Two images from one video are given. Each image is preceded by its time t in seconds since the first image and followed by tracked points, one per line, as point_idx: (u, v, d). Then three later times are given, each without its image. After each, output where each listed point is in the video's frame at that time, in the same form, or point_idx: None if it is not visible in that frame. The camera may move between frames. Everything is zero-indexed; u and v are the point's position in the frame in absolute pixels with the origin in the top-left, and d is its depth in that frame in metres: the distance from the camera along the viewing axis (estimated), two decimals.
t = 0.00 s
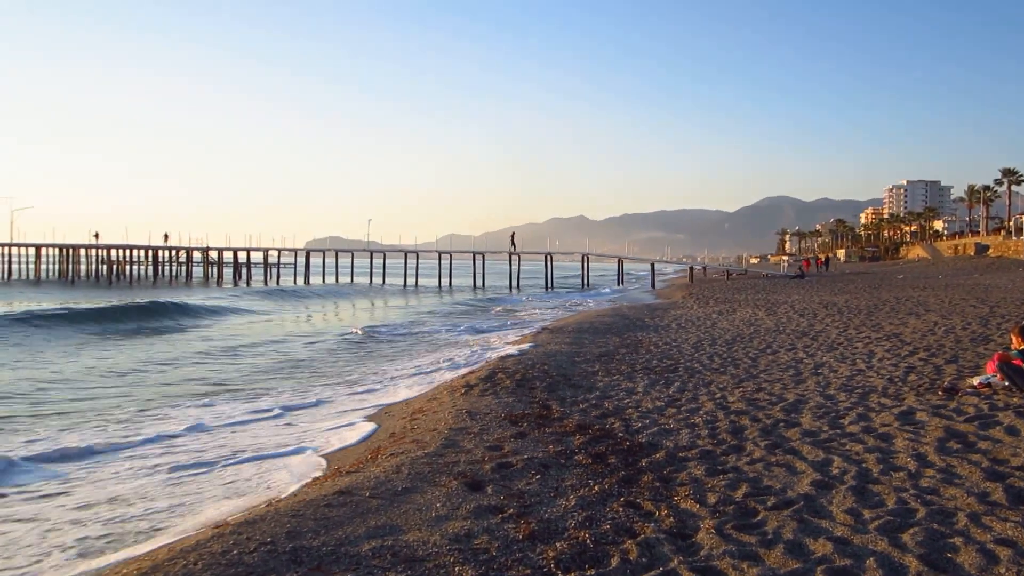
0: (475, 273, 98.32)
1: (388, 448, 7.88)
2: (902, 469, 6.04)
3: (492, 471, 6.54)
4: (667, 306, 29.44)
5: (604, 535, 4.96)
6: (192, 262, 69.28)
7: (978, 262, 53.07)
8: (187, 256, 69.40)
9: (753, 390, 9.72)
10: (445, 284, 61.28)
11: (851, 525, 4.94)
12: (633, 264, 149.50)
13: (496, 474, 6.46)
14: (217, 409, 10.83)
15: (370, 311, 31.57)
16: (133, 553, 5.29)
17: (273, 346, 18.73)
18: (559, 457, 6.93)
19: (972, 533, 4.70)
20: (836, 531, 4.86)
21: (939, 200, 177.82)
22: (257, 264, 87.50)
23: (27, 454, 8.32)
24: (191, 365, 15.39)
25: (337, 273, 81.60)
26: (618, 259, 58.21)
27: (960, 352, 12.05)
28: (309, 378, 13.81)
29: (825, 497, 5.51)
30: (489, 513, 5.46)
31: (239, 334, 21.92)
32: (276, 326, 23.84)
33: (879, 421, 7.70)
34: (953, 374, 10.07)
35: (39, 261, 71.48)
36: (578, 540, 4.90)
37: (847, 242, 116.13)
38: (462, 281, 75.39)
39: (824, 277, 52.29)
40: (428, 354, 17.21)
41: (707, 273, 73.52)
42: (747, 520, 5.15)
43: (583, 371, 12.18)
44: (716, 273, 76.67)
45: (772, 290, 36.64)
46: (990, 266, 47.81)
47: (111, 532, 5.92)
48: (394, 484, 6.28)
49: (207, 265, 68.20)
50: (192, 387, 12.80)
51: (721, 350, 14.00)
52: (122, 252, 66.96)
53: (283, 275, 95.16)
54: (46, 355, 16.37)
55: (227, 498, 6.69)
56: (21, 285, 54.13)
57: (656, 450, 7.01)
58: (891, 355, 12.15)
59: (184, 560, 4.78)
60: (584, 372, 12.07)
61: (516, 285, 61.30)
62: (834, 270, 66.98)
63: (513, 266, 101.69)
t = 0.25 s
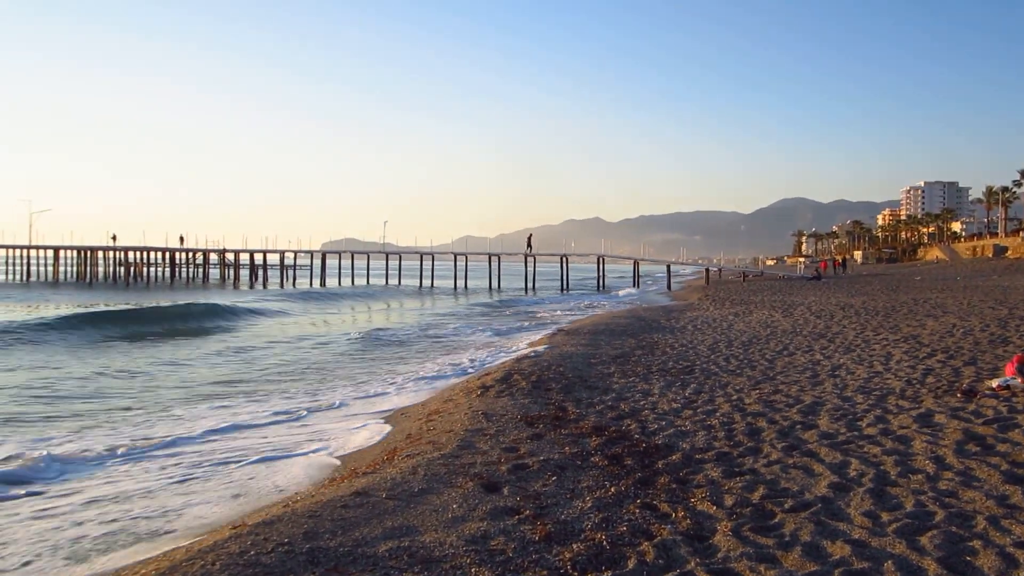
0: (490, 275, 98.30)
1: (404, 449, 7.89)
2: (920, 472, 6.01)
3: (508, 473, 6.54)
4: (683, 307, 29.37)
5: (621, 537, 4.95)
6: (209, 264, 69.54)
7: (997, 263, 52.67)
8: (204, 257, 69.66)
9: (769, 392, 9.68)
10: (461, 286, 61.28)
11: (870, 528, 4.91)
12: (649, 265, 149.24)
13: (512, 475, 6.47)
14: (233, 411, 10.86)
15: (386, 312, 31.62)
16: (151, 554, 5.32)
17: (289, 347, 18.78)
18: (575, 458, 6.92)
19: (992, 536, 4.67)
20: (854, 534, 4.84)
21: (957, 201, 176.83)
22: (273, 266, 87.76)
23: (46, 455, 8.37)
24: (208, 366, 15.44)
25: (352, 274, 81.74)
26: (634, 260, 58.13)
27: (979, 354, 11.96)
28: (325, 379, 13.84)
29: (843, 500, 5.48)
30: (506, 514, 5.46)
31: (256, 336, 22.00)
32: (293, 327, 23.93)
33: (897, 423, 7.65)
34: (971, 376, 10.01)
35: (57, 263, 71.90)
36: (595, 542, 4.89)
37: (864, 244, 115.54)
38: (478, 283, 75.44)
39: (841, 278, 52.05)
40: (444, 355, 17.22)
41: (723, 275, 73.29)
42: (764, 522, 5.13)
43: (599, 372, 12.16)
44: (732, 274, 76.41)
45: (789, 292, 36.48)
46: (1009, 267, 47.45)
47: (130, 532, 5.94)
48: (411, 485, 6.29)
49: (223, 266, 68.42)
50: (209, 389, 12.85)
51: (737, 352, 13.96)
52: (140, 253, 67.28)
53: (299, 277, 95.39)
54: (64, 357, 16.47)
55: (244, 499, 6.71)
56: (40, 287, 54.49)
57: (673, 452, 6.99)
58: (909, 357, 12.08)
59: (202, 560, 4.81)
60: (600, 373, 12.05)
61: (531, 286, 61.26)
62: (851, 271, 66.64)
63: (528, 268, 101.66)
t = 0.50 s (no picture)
0: (506, 276, 98.27)
1: (423, 449, 7.91)
2: (941, 471, 5.97)
3: (526, 473, 6.54)
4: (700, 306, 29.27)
5: (639, 536, 4.94)
6: (227, 267, 69.79)
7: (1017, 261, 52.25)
8: (221, 260, 69.92)
9: (788, 392, 9.65)
10: (477, 287, 61.28)
11: (890, 527, 4.90)
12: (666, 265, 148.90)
13: (531, 475, 6.47)
14: (252, 412, 10.91)
15: (403, 313, 31.68)
16: (173, 555, 5.35)
17: (307, 350, 18.83)
18: (593, 458, 6.92)
19: (1013, 535, 4.64)
20: (874, 533, 4.81)
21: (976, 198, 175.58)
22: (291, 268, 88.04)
23: (66, 457, 8.43)
24: (225, 369, 15.51)
25: (369, 276, 81.86)
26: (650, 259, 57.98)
27: (1000, 352, 11.88)
28: (342, 381, 13.88)
29: (862, 499, 5.46)
30: (524, 514, 5.46)
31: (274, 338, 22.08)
32: (310, 329, 24.00)
33: (917, 422, 7.62)
34: (992, 374, 9.94)
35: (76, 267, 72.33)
36: (614, 541, 4.89)
37: (882, 242, 114.89)
38: (494, 283, 75.43)
39: (859, 277, 51.75)
40: (461, 356, 17.23)
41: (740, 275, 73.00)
42: (784, 521, 5.12)
43: (617, 372, 12.14)
44: (749, 273, 76.11)
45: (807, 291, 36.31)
46: None
47: (149, 534, 5.98)
48: (429, 485, 6.31)
49: (241, 268, 68.66)
50: (227, 391, 12.90)
51: (755, 351, 13.90)
52: (157, 256, 67.60)
53: (316, 279, 95.66)
54: (83, 360, 16.57)
55: (264, 501, 6.75)
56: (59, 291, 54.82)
57: (691, 451, 6.98)
58: (928, 356, 12.01)
59: (222, 560, 4.83)
60: (618, 373, 12.04)
61: (548, 287, 61.20)
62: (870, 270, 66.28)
63: (545, 268, 101.61)
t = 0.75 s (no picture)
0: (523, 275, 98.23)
1: (439, 449, 7.92)
2: (960, 473, 5.94)
3: (543, 473, 6.54)
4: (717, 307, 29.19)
5: (656, 537, 4.94)
6: (245, 265, 70.03)
7: None
8: (239, 259, 70.18)
9: (805, 393, 9.61)
10: (494, 286, 61.29)
11: (908, 529, 4.87)
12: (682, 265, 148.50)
13: (547, 475, 6.48)
14: (269, 412, 10.95)
15: (419, 313, 31.72)
16: (191, 553, 5.38)
17: (324, 350, 18.88)
18: (610, 458, 6.91)
19: None
20: (892, 535, 4.79)
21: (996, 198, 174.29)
22: (308, 267, 88.27)
23: (85, 457, 8.48)
24: (243, 368, 15.56)
25: (386, 275, 81.99)
26: (667, 259, 57.84)
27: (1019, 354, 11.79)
28: (360, 381, 13.91)
29: (881, 501, 5.43)
30: (541, 514, 5.46)
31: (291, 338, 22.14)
32: (327, 328, 24.07)
33: (935, 423, 7.58)
34: (1012, 376, 9.87)
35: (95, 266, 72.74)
36: (630, 542, 4.88)
37: (901, 243, 114.21)
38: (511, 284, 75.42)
39: (878, 278, 51.47)
40: (478, 356, 17.25)
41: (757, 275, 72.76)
42: (801, 523, 5.10)
43: (634, 373, 12.12)
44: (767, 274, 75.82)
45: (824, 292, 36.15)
46: None
47: (167, 532, 6.01)
48: (446, 484, 6.31)
49: (258, 267, 68.89)
50: (245, 391, 12.95)
51: (772, 352, 13.85)
52: (175, 255, 67.89)
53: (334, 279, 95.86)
54: (102, 359, 16.67)
55: (281, 499, 6.77)
56: (78, 290, 55.15)
57: (708, 452, 6.96)
58: (947, 357, 11.93)
59: (239, 558, 4.85)
60: (635, 374, 12.01)
61: (564, 287, 61.16)
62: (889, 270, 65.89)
63: (561, 268, 101.54)
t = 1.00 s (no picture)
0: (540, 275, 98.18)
1: (456, 448, 7.93)
2: (979, 473, 5.91)
3: (560, 472, 6.54)
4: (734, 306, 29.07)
5: (673, 537, 4.93)
6: (262, 265, 70.29)
7: None
8: (257, 259, 70.44)
9: (823, 393, 9.58)
10: (510, 286, 61.30)
11: (927, 530, 4.85)
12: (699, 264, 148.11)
13: (565, 474, 6.48)
14: (287, 412, 10.99)
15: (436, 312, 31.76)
16: (209, 552, 5.41)
17: (342, 350, 18.93)
18: (627, 458, 6.90)
19: None
20: (911, 536, 4.77)
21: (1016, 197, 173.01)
22: (325, 267, 88.52)
23: (104, 457, 8.53)
24: (260, 369, 15.63)
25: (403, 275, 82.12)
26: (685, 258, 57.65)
27: None
28: (377, 381, 13.95)
29: (900, 502, 5.40)
30: (558, 514, 5.46)
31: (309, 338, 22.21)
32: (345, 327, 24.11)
33: (954, 424, 7.54)
34: None
35: (114, 266, 73.17)
36: (647, 542, 4.88)
37: (920, 242, 113.54)
38: (527, 283, 75.37)
39: (896, 277, 51.20)
40: (494, 356, 17.24)
41: (775, 275, 72.50)
42: (819, 523, 5.08)
43: (651, 372, 12.10)
44: (784, 273, 75.51)
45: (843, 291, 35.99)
46: None
47: (185, 532, 6.04)
48: (463, 484, 6.32)
49: (276, 267, 69.12)
50: (263, 391, 13.00)
51: (790, 351, 13.81)
52: (193, 255, 68.19)
53: (351, 279, 96.08)
54: (121, 358, 16.76)
55: (297, 499, 6.81)
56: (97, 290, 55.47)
57: (725, 452, 6.95)
58: (966, 357, 11.86)
59: (258, 556, 4.87)
60: (652, 373, 12.00)
61: (581, 286, 61.12)
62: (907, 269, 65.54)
63: (578, 268, 101.43)
